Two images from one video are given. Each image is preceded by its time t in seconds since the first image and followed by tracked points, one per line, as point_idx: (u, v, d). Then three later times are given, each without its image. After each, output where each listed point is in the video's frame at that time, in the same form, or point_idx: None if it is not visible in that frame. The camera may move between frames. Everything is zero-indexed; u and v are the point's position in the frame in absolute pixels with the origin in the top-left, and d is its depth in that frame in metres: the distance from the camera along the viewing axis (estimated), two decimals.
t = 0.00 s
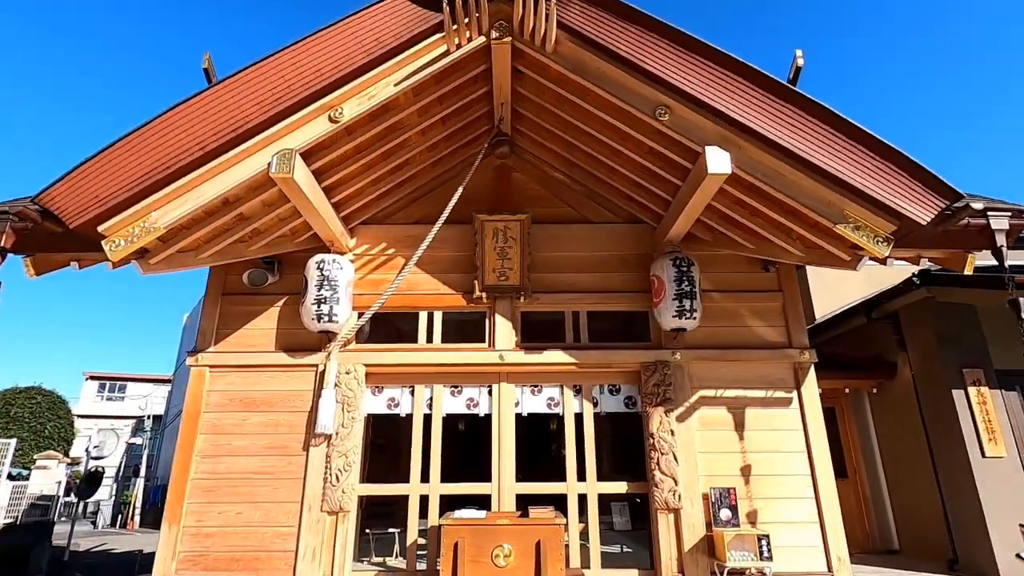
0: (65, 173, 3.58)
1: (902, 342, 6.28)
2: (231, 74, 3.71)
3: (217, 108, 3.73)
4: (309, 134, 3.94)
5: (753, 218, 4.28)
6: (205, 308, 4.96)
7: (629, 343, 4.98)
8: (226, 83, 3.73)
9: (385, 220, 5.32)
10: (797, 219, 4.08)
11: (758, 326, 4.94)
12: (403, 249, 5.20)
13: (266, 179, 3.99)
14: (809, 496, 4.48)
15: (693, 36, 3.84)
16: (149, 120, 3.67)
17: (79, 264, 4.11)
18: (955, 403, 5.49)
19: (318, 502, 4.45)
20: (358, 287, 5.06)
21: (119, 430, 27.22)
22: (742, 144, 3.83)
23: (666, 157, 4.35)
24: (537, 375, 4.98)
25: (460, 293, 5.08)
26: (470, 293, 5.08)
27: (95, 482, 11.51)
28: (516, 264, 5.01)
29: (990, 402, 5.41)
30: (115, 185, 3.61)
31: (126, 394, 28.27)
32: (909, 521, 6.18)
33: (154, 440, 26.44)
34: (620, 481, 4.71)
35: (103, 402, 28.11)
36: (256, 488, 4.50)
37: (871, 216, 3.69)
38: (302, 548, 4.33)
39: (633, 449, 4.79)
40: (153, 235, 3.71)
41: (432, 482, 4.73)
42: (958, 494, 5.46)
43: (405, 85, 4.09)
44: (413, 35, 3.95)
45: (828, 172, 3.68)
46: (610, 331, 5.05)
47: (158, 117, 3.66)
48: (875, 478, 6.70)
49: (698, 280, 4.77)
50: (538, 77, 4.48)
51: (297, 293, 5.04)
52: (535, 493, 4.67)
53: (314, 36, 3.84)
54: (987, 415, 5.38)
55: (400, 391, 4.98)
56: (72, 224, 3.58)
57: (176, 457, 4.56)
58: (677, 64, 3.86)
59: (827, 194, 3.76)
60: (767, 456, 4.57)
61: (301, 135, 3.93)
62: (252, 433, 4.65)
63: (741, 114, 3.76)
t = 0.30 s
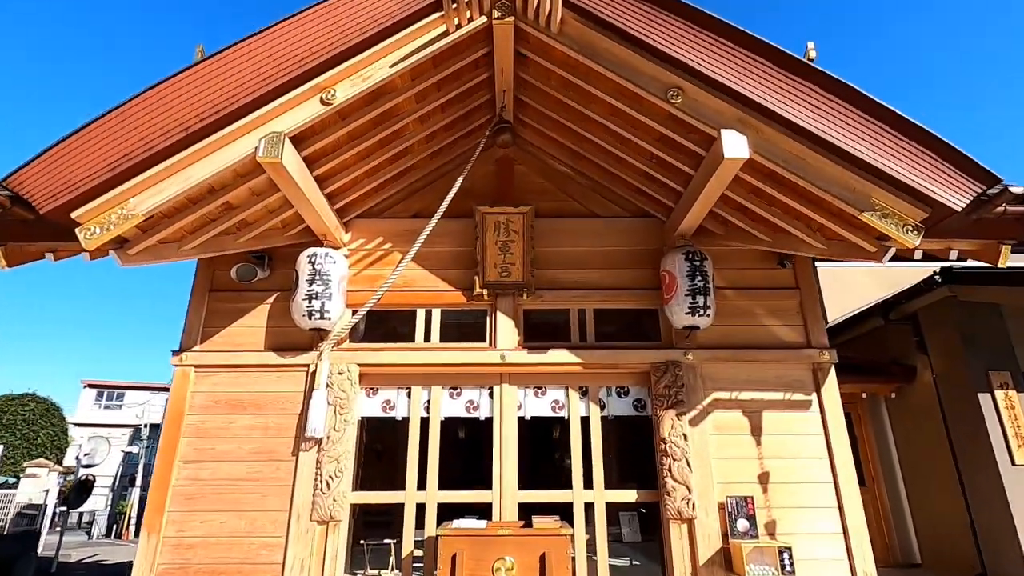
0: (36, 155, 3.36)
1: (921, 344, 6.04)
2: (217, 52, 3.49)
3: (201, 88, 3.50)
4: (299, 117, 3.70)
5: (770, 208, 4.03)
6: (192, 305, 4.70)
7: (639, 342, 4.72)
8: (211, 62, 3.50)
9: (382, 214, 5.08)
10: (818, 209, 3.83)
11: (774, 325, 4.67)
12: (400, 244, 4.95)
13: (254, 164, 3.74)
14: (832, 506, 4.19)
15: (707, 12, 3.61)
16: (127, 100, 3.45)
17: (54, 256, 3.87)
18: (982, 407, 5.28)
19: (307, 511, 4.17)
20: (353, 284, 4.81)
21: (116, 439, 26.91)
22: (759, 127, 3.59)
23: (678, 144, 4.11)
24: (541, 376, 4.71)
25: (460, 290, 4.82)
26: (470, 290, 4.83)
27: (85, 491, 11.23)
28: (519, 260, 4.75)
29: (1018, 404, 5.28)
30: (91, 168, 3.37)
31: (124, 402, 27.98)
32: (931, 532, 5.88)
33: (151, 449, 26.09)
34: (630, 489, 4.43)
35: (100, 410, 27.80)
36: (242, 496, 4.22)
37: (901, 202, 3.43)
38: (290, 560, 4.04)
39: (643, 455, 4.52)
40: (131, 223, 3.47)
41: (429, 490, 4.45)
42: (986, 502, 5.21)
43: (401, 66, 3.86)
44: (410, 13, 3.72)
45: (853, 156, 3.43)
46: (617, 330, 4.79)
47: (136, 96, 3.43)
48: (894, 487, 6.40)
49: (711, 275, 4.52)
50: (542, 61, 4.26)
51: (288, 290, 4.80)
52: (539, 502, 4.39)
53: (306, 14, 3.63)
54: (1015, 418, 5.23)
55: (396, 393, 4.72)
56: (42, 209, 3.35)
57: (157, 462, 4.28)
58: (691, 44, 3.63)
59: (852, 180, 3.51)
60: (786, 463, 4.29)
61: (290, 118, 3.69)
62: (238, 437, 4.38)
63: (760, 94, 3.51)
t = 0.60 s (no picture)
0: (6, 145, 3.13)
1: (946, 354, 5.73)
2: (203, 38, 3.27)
3: (184, 76, 3.27)
4: (289, 107, 3.46)
5: (793, 206, 3.77)
6: (177, 310, 4.44)
7: (651, 350, 4.44)
8: (197, 48, 3.28)
9: (379, 215, 4.84)
10: (845, 205, 3.56)
11: (795, 331, 4.39)
12: (398, 247, 4.70)
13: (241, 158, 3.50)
14: (863, 527, 3.87)
15: None
16: (104, 87, 3.22)
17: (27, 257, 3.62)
18: (1015, 419, 4.99)
19: (296, 532, 3.87)
20: (347, 288, 4.55)
21: (113, 453, 26.53)
22: (783, 117, 3.34)
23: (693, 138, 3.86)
24: (547, 386, 4.42)
25: (461, 295, 4.56)
26: (472, 294, 4.57)
27: (76, 507, 10.90)
28: (523, 262, 4.48)
29: None
30: (65, 159, 3.13)
31: (122, 416, 27.65)
32: (962, 554, 5.54)
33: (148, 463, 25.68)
34: (644, 508, 4.12)
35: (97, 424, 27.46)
36: (226, 516, 3.92)
37: (939, 197, 3.16)
38: None
39: (657, 471, 4.21)
40: (108, 219, 3.24)
41: (428, 509, 4.14)
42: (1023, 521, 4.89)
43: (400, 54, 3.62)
44: None
45: (885, 147, 3.18)
46: (628, 337, 4.51)
47: (115, 83, 3.21)
48: (919, 505, 6.07)
49: (728, 278, 4.24)
50: (548, 51, 4.03)
51: (279, 295, 4.54)
52: (546, 522, 4.08)
53: None
54: None
55: (393, 405, 4.43)
56: (11, 203, 3.10)
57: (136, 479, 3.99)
58: (708, 29, 3.40)
59: (885, 173, 3.25)
60: (812, 480, 3.98)
61: (281, 108, 3.45)
62: (223, 452, 4.09)
63: (784, 82, 3.27)
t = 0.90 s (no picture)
0: None
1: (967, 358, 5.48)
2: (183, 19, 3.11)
3: (163, 58, 3.08)
4: (274, 91, 3.24)
5: (810, 198, 3.54)
6: (159, 311, 4.22)
7: (659, 353, 4.20)
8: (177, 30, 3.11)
9: (373, 212, 4.62)
10: (867, 196, 3.33)
11: (811, 333, 4.15)
12: (392, 245, 4.48)
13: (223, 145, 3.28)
14: (889, 542, 3.60)
15: None
16: (78, 71, 3.03)
17: None
18: None
19: (280, 547, 3.61)
20: (339, 288, 4.32)
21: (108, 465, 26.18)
22: (800, 100, 3.13)
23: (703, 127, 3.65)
24: (549, 391, 4.17)
25: (458, 295, 4.33)
26: (469, 294, 4.34)
27: (64, 520, 10.61)
28: (523, 261, 4.25)
29: None
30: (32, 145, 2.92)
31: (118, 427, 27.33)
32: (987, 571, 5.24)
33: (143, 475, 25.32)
34: (653, 522, 3.85)
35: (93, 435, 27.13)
36: (205, 530, 3.66)
37: (970, 183, 2.94)
38: None
39: (667, 482, 3.95)
40: (79, 210, 3.01)
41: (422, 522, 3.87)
42: None
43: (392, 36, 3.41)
44: None
45: (912, 131, 2.96)
46: (634, 339, 4.27)
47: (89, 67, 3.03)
48: (939, 517, 5.78)
49: (740, 276, 4.01)
50: (549, 37, 3.83)
51: (266, 295, 4.32)
52: (548, 537, 3.81)
53: None
54: None
55: (385, 411, 4.18)
56: None
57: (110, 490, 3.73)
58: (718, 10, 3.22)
59: (911, 159, 3.02)
60: (833, 491, 3.72)
61: (265, 92, 3.24)
62: (203, 461, 3.84)
63: (800, 63, 3.07)
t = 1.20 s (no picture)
0: None
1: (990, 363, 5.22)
2: None
3: (138, 35, 2.87)
4: (258, 73, 3.02)
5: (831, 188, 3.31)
6: (139, 310, 3.98)
7: (669, 355, 3.95)
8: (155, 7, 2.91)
9: (366, 208, 4.39)
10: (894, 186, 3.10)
11: (831, 334, 3.90)
12: (386, 241, 4.25)
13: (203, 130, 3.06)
14: (920, 559, 3.33)
15: None
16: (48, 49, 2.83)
17: None
18: None
19: (262, 564, 3.35)
20: (329, 286, 4.09)
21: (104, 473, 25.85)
22: (823, 81, 2.90)
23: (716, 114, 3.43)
24: (552, 396, 3.92)
25: (455, 294, 4.10)
26: (467, 293, 4.10)
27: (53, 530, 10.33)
28: (524, 257, 4.01)
29: None
30: None
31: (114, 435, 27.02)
32: None
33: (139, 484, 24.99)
34: (663, 536, 3.59)
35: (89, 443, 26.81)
36: (183, 545, 3.40)
37: (1008, 169, 2.71)
38: None
39: (677, 493, 3.70)
40: (44, 197, 2.77)
41: (415, 536, 3.61)
42: None
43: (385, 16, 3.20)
44: None
45: (945, 113, 2.73)
46: (642, 341, 4.03)
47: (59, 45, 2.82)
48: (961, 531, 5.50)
49: (755, 273, 3.77)
50: (552, 20, 3.63)
51: (252, 293, 4.08)
52: (551, 552, 3.55)
53: None
54: None
55: (377, 417, 3.93)
56: None
57: (81, 501, 3.47)
58: None
59: (943, 144, 2.80)
60: (857, 504, 3.46)
61: (248, 74, 3.01)
62: (183, 470, 3.58)
63: (823, 42, 2.85)
